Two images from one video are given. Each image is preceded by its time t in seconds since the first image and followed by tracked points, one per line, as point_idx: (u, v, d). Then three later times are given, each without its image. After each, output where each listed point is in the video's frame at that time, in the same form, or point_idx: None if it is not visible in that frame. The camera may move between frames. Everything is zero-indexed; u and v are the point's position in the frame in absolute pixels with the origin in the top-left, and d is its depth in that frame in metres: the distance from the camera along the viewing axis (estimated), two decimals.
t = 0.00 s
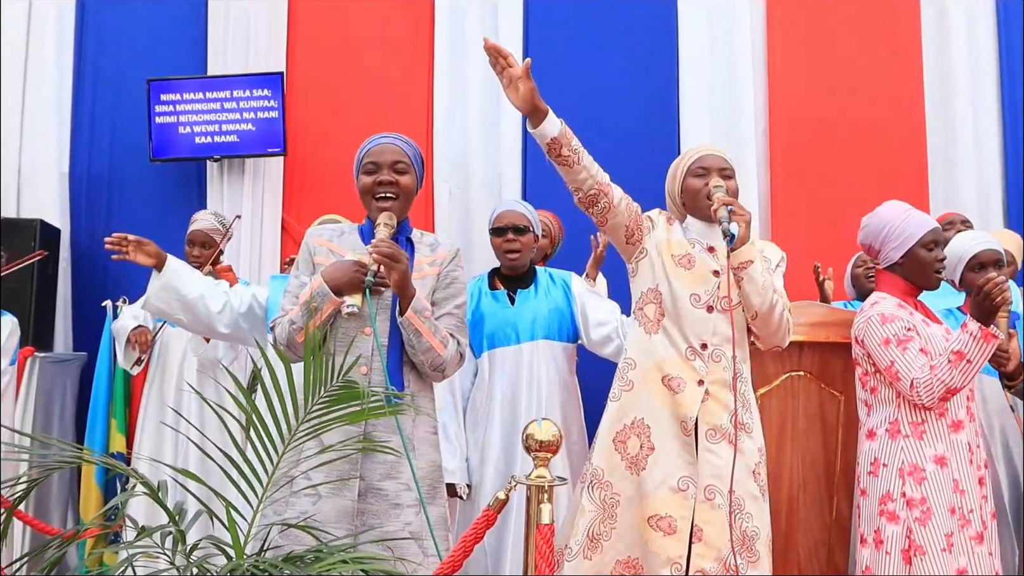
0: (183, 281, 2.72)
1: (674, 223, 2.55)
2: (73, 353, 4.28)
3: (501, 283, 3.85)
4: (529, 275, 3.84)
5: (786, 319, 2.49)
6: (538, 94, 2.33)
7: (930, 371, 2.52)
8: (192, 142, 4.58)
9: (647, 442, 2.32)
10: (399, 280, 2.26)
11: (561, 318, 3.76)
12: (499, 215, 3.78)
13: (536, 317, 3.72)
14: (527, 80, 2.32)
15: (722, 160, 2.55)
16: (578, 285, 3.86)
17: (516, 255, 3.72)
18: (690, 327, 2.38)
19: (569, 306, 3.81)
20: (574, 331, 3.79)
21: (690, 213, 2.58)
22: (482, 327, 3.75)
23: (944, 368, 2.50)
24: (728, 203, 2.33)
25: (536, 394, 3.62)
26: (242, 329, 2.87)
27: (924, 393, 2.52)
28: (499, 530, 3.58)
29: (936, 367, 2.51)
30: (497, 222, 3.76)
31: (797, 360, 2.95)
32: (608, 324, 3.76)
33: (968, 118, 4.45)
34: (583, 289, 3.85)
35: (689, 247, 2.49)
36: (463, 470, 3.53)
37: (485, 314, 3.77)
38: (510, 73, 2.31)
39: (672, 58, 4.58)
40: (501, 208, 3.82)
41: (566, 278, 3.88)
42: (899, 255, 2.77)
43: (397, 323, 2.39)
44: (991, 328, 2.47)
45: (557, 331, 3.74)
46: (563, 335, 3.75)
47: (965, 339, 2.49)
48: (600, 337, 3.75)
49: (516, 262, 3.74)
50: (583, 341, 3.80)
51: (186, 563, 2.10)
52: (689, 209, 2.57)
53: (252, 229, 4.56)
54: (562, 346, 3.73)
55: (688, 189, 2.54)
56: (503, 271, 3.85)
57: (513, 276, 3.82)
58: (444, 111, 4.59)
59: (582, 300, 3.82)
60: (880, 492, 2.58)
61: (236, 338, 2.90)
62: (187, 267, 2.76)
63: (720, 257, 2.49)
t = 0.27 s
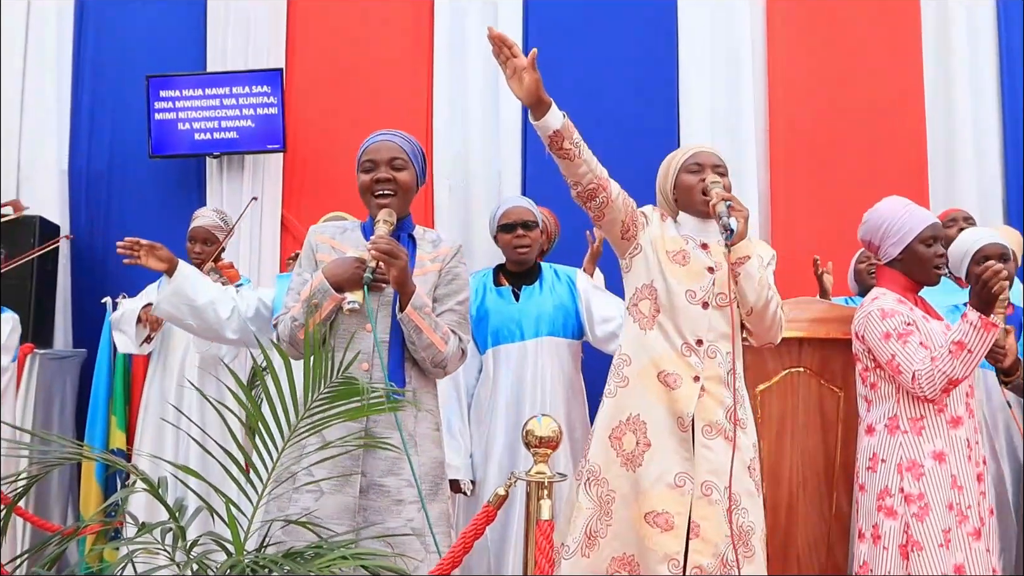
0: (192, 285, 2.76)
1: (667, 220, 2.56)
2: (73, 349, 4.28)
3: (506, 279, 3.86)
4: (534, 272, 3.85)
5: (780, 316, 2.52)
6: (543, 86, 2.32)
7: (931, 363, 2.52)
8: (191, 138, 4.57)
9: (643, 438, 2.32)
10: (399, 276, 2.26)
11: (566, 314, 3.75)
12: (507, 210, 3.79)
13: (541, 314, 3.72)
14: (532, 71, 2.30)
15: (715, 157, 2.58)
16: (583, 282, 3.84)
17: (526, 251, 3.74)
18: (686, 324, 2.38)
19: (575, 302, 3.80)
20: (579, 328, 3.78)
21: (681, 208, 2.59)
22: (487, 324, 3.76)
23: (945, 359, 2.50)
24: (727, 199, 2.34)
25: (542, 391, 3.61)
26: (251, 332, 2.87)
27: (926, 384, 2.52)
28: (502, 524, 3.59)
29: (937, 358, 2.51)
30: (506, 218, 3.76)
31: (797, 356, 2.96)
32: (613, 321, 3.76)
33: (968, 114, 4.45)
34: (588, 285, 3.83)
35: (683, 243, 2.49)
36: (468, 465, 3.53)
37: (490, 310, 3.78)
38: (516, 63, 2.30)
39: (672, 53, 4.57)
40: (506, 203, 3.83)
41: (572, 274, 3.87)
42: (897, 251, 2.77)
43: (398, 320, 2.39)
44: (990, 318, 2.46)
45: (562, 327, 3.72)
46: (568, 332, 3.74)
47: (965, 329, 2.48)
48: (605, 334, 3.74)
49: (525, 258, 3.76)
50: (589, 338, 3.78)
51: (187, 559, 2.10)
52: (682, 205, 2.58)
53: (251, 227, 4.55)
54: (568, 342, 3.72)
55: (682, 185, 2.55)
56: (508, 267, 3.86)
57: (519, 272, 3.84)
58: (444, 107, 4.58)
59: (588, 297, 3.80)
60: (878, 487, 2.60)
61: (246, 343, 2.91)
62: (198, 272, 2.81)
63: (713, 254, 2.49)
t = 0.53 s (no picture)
0: (209, 304, 2.75)
1: (662, 215, 2.56)
2: (72, 346, 4.28)
3: (512, 276, 3.86)
4: (540, 268, 3.86)
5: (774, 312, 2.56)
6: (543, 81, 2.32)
7: (933, 355, 2.52)
8: (189, 135, 4.56)
9: (640, 434, 2.32)
10: (394, 271, 2.26)
11: (572, 310, 3.75)
12: (515, 206, 3.78)
13: (546, 311, 3.72)
14: (533, 66, 2.29)
15: (709, 153, 2.60)
16: (589, 278, 3.84)
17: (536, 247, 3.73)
18: (683, 320, 2.39)
19: (580, 299, 3.80)
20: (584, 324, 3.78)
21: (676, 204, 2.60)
22: (492, 320, 3.75)
23: (947, 350, 2.50)
24: (725, 194, 2.34)
25: (545, 387, 3.62)
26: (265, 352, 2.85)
27: (928, 375, 2.52)
28: (503, 522, 3.58)
29: (939, 350, 2.51)
30: (513, 214, 3.76)
31: (796, 352, 2.96)
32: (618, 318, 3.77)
33: (967, 110, 4.45)
34: (594, 280, 3.83)
35: (678, 239, 2.49)
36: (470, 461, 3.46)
37: (495, 306, 3.78)
38: (516, 57, 2.30)
39: (672, 49, 4.57)
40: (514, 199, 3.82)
41: (577, 271, 3.88)
42: (897, 247, 2.77)
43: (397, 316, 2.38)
44: (992, 308, 2.45)
45: (567, 324, 3.73)
46: (573, 329, 3.74)
47: (966, 320, 2.48)
48: (610, 331, 3.75)
49: (534, 253, 3.75)
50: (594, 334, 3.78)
51: (185, 556, 2.10)
52: (676, 200, 2.59)
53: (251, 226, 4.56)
54: (573, 339, 3.73)
55: (678, 180, 2.57)
56: (514, 264, 3.86)
57: (526, 269, 3.84)
58: (444, 104, 4.58)
59: (593, 292, 3.79)
60: (875, 483, 2.61)
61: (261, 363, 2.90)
62: (217, 292, 2.80)
63: (708, 250, 2.49)
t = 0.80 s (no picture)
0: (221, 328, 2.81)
1: (660, 211, 2.56)
2: (70, 344, 4.27)
3: (514, 272, 3.86)
4: (542, 265, 3.86)
5: (774, 307, 2.55)
6: (536, 79, 2.33)
7: (928, 353, 2.52)
8: (187, 132, 4.56)
9: (638, 431, 2.31)
10: (390, 267, 2.26)
11: (574, 308, 3.75)
12: (516, 202, 3.77)
13: (549, 307, 3.72)
14: (524, 64, 2.32)
15: (707, 147, 2.59)
16: (592, 275, 3.84)
17: (536, 242, 3.73)
18: (681, 316, 2.38)
19: (582, 297, 3.80)
20: (586, 322, 3.79)
21: (674, 200, 2.60)
22: (494, 317, 3.75)
23: (942, 348, 2.50)
24: (723, 187, 2.34)
25: (546, 383, 3.63)
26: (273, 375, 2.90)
27: (924, 373, 2.52)
28: (504, 516, 3.59)
29: (934, 348, 2.51)
30: (514, 210, 3.75)
31: (794, 348, 2.96)
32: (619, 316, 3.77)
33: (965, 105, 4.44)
34: (597, 278, 3.83)
35: (676, 235, 2.48)
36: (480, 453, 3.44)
37: (497, 303, 3.77)
38: (511, 56, 2.33)
39: (669, 45, 4.56)
40: (516, 195, 3.80)
41: (580, 269, 3.88)
42: (900, 243, 2.77)
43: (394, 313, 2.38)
44: (987, 305, 2.46)
45: (569, 321, 3.73)
46: (575, 326, 3.74)
47: (960, 317, 2.48)
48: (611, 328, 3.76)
49: (535, 249, 3.75)
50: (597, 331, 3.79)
51: (183, 552, 2.11)
52: (674, 196, 2.58)
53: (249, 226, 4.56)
54: (575, 337, 3.73)
55: (674, 175, 2.56)
56: (517, 260, 3.86)
57: (527, 266, 3.85)
58: (441, 104, 4.57)
59: (595, 289, 3.79)
60: (874, 479, 2.60)
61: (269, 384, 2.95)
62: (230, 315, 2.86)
63: (706, 246, 2.50)
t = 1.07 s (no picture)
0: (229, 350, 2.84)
1: (659, 208, 2.56)
2: (68, 341, 4.27)
3: (514, 269, 3.84)
4: (542, 262, 3.84)
5: (775, 302, 2.53)
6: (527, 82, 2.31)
7: (912, 361, 2.56)
8: (184, 128, 4.55)
9: (638, 429, 2.32)
10: (387, 264, 2.26)
11: (573, 305, 3.75)
12: (515, 199, 3.78)
13: (547, 304, 3.72)
14: (516, 67, 2.30)
15: (708, 143, 2.60)
16: (592, 272, 3.83)
17: (531, 238, 3.73)
18: (682, 314, 2.39)
19: (582, 294, 3.79)
20: (586, 320, 3.78)
21: (673, 196, 2.60)
22: (493, 314, 3.76)
23: (927, 355, 2.56)
24: (723, 182, 2.35)
25: (544, 379, 3.63)
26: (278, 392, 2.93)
27: (909, 382, 2.56)
28: (503, 512, 3.58)
29: (919, 356, 2.56)
30: (512, 206, 3.76)
31: (792, 345, 2.97)
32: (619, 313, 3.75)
33: (962, 102, 4.44)
34: (598, 275, 3.81)
35: (676, 231, 2.49)
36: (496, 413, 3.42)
37: (497, 300, 3.78)
38: (500, 59, 2.31)
39: (666, 42, 4.56)
40: (517, 192, 3.82)
41: (580, 266, 3.87)
42: (902, 241, 2.77)
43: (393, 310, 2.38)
44: (968, 311, 2.53)
45: (568, 318, 3.73)
46: (574, 323, 3.74)
47: (943, 322, 2.56)
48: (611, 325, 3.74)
49: (531, 247, 3.75)
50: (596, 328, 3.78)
51: (181, 549, 2.11)
52: (674, 191, 2.59)
53: (247, 224, 4.54)
54: (574, 334, 3.72)
55: (674, 170, 2.57)
56: (517, 257, 3.84)
57: (527, 263, 3.83)
58: (440, 104, 4.56)
59: (595, 287, 3.78)
60: (873, 477, 2.61)
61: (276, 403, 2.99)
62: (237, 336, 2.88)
63: (706, 242, 2.50)
